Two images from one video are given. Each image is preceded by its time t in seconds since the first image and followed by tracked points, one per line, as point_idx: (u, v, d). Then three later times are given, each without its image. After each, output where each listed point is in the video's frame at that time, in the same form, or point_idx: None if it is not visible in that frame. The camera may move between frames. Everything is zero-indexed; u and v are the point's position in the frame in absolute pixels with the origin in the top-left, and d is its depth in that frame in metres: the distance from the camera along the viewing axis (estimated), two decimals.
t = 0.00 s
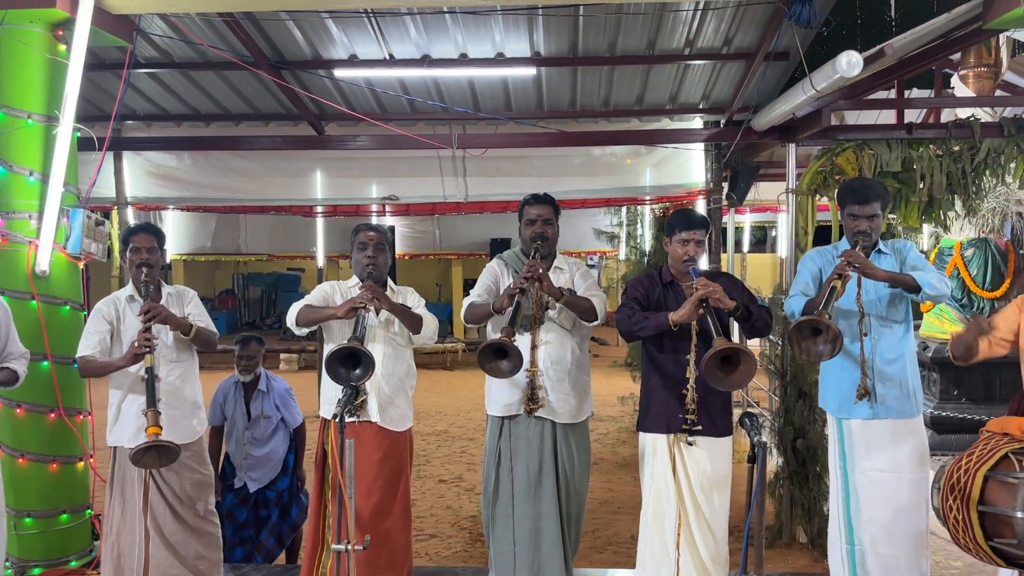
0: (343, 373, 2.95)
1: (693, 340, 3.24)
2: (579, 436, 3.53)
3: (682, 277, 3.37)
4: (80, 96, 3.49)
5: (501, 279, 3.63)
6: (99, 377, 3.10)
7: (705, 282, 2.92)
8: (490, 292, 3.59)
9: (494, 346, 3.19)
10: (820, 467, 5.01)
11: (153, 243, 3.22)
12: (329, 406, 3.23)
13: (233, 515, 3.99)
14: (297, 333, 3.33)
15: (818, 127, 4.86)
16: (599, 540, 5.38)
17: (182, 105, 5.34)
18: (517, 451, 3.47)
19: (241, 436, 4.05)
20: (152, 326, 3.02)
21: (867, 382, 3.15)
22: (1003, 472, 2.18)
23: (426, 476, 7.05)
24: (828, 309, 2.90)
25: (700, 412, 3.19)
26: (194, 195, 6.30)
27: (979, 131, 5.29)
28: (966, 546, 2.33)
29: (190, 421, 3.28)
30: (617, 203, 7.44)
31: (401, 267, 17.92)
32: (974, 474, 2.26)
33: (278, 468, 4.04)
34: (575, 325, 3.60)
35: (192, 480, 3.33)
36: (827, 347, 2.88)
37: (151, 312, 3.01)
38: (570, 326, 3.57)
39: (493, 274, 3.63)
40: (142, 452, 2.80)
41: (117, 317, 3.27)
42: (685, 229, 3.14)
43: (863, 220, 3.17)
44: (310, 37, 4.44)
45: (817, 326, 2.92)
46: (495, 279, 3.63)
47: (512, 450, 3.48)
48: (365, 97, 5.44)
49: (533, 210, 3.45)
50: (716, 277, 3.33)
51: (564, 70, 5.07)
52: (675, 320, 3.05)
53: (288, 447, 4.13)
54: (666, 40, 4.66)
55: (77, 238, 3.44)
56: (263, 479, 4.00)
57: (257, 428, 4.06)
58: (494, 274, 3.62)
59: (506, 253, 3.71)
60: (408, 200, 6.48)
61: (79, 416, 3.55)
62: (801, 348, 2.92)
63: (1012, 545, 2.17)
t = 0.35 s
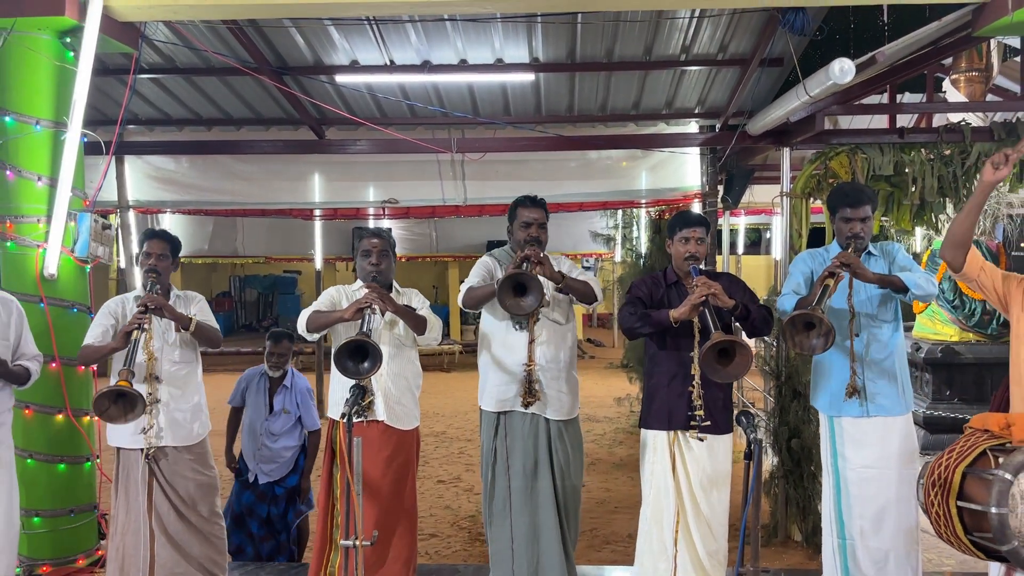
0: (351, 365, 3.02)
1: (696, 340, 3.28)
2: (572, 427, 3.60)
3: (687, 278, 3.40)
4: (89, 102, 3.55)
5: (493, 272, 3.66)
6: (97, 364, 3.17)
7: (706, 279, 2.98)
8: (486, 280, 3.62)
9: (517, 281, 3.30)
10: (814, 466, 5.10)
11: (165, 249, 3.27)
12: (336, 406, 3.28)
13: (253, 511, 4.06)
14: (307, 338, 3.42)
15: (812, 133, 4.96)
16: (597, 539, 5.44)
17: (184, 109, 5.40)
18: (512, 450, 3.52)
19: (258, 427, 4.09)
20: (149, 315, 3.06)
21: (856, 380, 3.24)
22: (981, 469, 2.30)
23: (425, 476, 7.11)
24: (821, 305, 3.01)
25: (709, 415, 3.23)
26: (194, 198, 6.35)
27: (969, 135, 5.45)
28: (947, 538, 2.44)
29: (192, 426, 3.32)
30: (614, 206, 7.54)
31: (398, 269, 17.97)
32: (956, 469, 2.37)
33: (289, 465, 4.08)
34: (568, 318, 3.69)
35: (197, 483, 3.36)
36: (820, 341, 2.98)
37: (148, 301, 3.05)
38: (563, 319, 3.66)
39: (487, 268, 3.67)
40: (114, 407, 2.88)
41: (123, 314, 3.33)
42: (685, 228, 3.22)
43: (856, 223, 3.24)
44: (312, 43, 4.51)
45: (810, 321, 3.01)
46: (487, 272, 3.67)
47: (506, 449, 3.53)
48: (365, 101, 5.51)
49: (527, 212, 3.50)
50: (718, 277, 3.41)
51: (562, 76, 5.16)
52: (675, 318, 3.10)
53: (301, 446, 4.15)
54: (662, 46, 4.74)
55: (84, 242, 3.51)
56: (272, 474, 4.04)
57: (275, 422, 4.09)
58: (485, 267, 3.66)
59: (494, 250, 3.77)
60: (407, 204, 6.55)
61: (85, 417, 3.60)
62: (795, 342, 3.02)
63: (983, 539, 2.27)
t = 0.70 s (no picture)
0: (358, 373, 3.09)
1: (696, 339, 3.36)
2: (567, 430, 3.65)
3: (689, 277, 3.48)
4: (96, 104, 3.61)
5: (481, 278, 3.63)
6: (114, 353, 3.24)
7: (705, 282, 3.03)
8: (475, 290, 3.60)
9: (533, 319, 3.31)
10: (807, 462, 5.21)
11: (187, 249, 3.36)
12: (344, 403, 3.34)
13: (263, 502, 4.14)
14: (313, 337, 3.49)
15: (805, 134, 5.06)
16: (594, 534, 5.53)
17: (185, 110, 5.46)
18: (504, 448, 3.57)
19: (272, 420, 4.19)
20: (170, 303, 3.14)
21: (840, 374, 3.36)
22: (965, 463, 2.39)
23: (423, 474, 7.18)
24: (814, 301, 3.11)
25: (710, 407, 3.32)
26: (195, 198, 6.40)
27: (958, 137, 5.56)
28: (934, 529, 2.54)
29: (204, 423, 3.38)
30: (610, 206, 7.64)
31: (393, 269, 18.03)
32: (944, 463, 2.47)
33: (295, 460, 4.13)
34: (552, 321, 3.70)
35: (209, 477, 3.43)
36: (814, 335, 3.11)
37: (171, 292, 3.12)
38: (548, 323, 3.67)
39: (474, 274, 3.63)
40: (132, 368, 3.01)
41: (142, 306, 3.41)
42: (688, 231, 3.25)
43: (845, 223, 3.33)
44: (314, 45, 4.57)
45: (802, 316, 3.13)
46: (475, 279, 3.62)
47: (498, 447, 3.58)
48: (364, 101, 5.58)
49: (513, 217, 3.50)
50: (718, 277, 3.49)
51: (560, 78, 5.25)
52: (673, 316, 3.17)
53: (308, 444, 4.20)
54: (658, 50, 4.83)
55: (93, 241, 3.58)
56: (278, 468, 4.09)
57: (287, 417, 4.16)
58: (473, 274, 3.62)
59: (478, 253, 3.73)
60: (405, 204, 6.63)
61: (93, 413, 3.66)
62: (790, 336, 3.14)
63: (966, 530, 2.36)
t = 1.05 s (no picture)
0: (366, 359, 3.17)
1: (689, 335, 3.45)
2: (556, 421, 3.75)
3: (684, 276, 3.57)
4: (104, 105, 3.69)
5: (472, 269, 3.71)
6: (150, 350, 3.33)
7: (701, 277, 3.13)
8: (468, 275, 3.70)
9: (525, 274, 3.39)
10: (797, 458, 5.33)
11: (213, 249, 3.44)
12: (347, 399, 3.46)
13: (267, 497, 4.23)
14: (317, 335, 3.56)
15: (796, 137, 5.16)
16: (589, 530, 5.63)
17: (186, 111, 5.52)
18: (495, 437, 3.66)
19: (272, 416, 4.27)
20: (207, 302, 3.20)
21: (829, 369, 3.46)
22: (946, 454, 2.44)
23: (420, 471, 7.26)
24: (803, 294, 3.23)
25: (702, 401, 3.41)
26: (195, 198, 6.46)
27: (946, 140, 5.62)
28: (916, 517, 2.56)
29: (237, 416, 3.50)
30: (604, 207, 7.72)
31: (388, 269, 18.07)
32: (925, 458, 2.50)
33: (303, 450, 4.22)
34: (541, 312, 3.78)
35: (233, 470, 3.48)
36: (803, 328, 3.19)
37: (206, 290, 3.17)
38: (537, 314, 3.75)
39: (465, 265, 3.71)
40: (190, 362, 3.20)
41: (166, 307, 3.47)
42: (685, 229, 3.34)
43: (832, 223, 3.43)
44: (314, 48, 4.65)
45: (793, 309, 3.24)
46: (466, 270, 3.71)
47: (488, 436, 3.66)
48: (363, 102, 5.66)
49: (500, 210, 3.59)
50: (714, 277, 3.58)
51: (556, 81, 5.35)
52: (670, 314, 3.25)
53: (314, 433, 4.29)
54: (653, 53, 4.93)
55: (100, 239, 3.67)
56: (288, 461, 4.19)
57: (287, 410, 4.26)
58: (464, 264, 3.71)
59: (470, 248, 3.81)
60: (403, 204, 6.71)
61: (99, 408, 3.74)
62: (781, 328, 3.24)
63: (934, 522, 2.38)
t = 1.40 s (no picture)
0: (369, 359, 3.23)
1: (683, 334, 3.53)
2: (549, 417, 3.82)
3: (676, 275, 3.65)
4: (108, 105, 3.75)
5: (464, 275, 3.79)
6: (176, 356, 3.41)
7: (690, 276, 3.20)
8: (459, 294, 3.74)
9: (514, 335, 3.38)
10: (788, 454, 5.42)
11: (222, 248, 3.52)
12: (349, 395, 3.53)
13: (266, 490, 4.32)
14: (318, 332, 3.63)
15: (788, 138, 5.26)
16: (584, 525, 5.72)
17: (186, 111, 5.58)
18: (488, 432, 3.76)
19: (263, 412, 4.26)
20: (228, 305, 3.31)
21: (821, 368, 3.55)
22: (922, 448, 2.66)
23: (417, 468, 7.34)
24: (792, 295, 3.31)
25: (694, 398, 3.50)
26: (195, 197, 6.51)
27: (936, 142, 5.80)
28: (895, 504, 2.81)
29: (259, 406, 3.57)
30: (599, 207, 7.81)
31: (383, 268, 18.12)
32: (905, 447, 2.74)
33: (300, 442, 4.33)
34: (534, 315, 3.83)
35: (252, 466, 3.54)
36: (794, 328, 3.29)
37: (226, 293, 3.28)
38: (530, 317, 3.82)
39: (459, 273, 3.79)
40: (226, 374, 3.23)
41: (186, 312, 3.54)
42: (676, 229, 3.41)
43: (821, 224, 3.52)
44: (314, 49, 4.71)
45: (785, 310, 3.31)
46: (459, 288, 3.76)
47: (483, 431, 3.76)
48: (361, 102, 5.73)
49: (490, 215, 3.63)
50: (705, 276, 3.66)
51: (552, 83, 5.43)
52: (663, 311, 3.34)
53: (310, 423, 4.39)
54: (648, 56, 5.02)
55: (104, 237, 3.74)
56: (286, 454, 4.29)
57: (278, 404, 4.28)
58: (457, 274, 3.78)
59: (463, 251, 3.88)
60: (400, 203, 6.78)
61: (103, 403, 3.82)
62: (773, 329, 3.35)
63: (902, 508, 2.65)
